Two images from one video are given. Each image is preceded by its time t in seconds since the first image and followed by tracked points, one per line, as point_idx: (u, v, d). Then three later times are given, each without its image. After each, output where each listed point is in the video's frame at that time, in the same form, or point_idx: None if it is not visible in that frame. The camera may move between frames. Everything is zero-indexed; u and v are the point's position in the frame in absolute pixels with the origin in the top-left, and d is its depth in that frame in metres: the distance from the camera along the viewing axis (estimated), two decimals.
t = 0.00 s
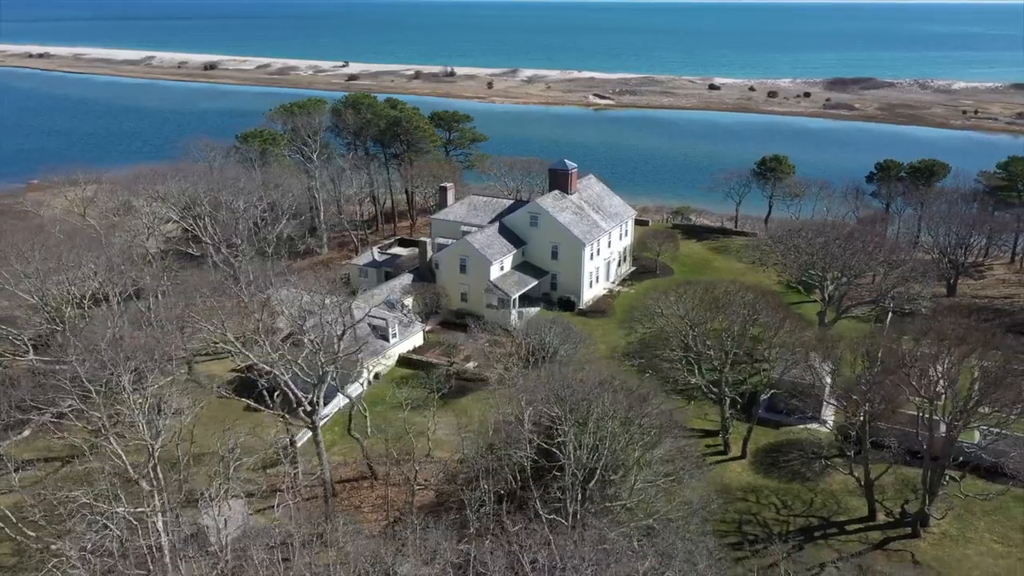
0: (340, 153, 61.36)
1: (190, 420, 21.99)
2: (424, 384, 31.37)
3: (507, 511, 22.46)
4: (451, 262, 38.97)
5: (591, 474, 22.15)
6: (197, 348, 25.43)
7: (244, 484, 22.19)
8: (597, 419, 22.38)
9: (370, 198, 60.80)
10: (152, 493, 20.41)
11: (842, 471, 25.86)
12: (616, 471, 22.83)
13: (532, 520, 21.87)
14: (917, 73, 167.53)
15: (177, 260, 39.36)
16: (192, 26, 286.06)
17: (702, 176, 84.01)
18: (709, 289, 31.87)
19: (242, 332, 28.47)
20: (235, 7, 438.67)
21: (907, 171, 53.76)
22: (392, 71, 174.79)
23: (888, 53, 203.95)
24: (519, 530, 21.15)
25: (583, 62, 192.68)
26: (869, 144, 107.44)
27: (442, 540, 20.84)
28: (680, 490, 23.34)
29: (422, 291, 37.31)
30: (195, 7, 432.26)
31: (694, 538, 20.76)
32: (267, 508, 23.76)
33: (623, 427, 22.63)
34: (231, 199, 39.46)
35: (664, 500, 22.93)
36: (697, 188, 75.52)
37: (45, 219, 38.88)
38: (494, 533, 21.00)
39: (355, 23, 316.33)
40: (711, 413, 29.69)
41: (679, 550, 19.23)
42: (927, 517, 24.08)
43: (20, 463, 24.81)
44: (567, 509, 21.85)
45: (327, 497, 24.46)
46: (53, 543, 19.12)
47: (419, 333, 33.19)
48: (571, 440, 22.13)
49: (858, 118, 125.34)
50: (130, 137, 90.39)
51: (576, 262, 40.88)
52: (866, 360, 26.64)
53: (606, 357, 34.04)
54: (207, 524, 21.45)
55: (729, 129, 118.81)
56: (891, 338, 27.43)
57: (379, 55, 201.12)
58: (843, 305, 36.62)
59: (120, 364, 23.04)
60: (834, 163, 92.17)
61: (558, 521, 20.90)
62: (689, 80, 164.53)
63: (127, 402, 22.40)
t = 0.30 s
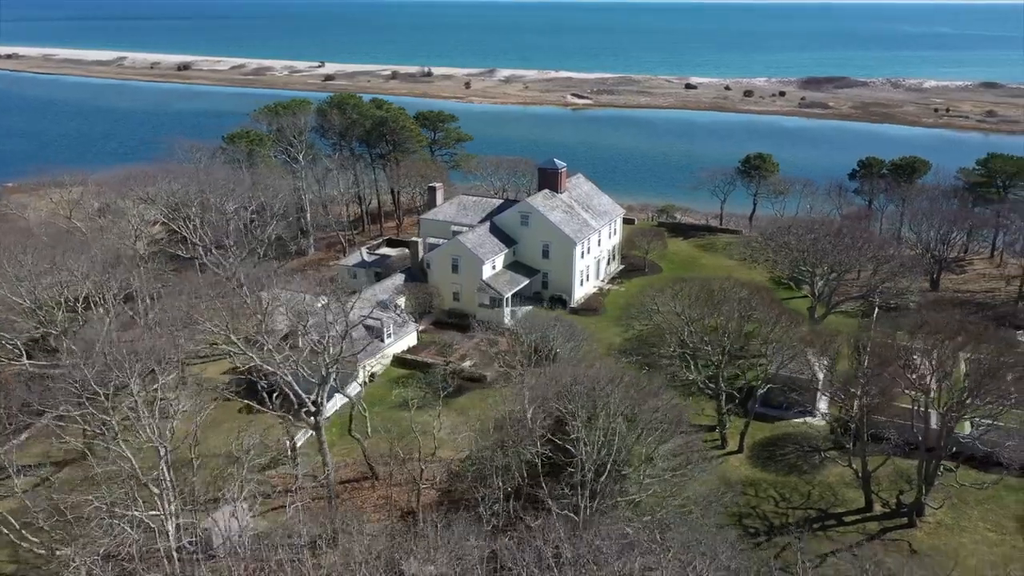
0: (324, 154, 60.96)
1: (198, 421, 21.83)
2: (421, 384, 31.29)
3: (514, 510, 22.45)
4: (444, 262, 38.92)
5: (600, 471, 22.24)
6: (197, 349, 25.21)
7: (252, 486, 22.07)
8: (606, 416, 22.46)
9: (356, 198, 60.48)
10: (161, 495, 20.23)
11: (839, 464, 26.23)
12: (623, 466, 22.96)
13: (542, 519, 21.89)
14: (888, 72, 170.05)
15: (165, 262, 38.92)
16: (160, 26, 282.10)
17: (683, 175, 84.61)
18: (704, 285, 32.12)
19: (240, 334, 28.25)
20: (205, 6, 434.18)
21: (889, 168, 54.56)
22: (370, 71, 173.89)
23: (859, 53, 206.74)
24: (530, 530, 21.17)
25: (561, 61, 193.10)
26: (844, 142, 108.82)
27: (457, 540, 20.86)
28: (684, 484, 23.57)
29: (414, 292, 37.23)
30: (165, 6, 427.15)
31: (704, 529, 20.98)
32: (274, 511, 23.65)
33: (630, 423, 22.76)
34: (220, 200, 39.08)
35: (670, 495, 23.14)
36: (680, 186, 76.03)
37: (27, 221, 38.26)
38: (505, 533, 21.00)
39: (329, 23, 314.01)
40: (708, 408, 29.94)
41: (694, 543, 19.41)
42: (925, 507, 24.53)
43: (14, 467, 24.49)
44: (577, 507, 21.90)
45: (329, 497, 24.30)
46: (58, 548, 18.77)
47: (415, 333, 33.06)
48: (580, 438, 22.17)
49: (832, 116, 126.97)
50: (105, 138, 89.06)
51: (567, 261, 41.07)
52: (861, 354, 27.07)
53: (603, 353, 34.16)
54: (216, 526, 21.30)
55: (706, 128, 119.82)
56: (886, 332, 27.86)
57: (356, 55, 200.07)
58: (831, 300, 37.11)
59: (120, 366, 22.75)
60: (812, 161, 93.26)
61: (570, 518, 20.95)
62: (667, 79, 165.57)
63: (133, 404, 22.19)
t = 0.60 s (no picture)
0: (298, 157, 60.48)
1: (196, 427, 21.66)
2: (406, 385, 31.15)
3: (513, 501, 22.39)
4: (425, 262, 38.80)
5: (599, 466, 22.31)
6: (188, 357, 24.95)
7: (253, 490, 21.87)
8: (602, 414, 22.50)
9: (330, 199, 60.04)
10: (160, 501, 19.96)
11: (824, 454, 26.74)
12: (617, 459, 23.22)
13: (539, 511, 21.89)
14: (848, 70, 173.49)
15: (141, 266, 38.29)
16: (116, 26, 276.47)
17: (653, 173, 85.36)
18: (687, 281, 32.52)
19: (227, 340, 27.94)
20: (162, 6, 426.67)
21: (859, 164, 55.69)
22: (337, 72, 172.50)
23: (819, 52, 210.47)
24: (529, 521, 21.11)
25: (528, 61, 193.54)
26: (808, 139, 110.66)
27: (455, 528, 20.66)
28: (680, 475, 23.78)
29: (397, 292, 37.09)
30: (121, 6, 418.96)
31: (703, 517, 21.22)
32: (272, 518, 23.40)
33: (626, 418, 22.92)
34: (198, 203, 38.58)
35: (665, 487, 23.38)
36: (653, 184, 76.74)
37: None
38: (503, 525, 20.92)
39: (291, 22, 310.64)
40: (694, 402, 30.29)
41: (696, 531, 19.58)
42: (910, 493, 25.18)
43: None
44: (576, 501, 21.98)
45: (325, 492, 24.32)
46: (51, 557, 18.34)
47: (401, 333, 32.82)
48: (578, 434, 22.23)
49: (795, 114, 129.12)
50: (65, 141, 87.13)
51: (548, 259, 41.27)
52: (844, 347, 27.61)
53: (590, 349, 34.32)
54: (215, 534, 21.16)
55: (673, 126, 121.06)
56: (866, 325, 28.47)
57: (321, 56, 198.32)
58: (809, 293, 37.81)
59: (113, 372, 22.42)
60: (778, 158, 94.72)
61: (569, 512, 21.00)
62: (633, 79, 166.87)
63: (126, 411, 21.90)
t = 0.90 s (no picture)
0: (263, 159, 59.70)
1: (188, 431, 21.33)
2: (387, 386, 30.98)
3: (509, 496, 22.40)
4: (399, 263, 38.67)
5: (594, 459, 22.50)
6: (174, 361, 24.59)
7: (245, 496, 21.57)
8: (597, 408, 22.66)
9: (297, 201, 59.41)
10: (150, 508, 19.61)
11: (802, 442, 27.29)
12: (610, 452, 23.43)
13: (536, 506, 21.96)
14: (800, 69, 177.17)
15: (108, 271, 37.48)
16: (61, 27, 269.09)
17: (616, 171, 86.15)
18: (663, 276, 32.92)
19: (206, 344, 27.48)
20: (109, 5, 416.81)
21: (821, 159, 56.97)
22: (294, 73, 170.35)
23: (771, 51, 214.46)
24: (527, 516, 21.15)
25: (487, 61, 193.61)
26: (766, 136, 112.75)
27: (455, 525, 20.57)
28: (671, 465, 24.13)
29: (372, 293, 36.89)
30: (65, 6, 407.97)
31: (700, 507, 21.57)
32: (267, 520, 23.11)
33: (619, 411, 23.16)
34: (167, 206, 37.88)
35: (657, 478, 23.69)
36: (619, 182, 77.48)
37: None
38: (502, 519, 20.92)
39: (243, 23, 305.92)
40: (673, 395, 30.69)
41: (697, 521, 19.87)
42: (888, 478, 25.90)
43: None
44: (573, 494, 22.11)
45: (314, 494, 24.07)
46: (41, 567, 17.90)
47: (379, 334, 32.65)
48: (574, 428, 22.36)
49: (751, 112, 131.44)
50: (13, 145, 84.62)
51: (522, 257, 41.43)
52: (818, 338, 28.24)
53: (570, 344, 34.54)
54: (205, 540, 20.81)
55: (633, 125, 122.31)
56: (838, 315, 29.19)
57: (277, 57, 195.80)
58: (779, 286, 38.61)
59: (98, 376, 21.96)
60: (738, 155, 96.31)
61: (568, 506, 21.09)
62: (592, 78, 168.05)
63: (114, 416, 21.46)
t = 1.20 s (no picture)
0: (223, 161, 58.68)
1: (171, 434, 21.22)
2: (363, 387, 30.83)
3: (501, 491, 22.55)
4: (370, 264, 38.47)
5: (583, 453, 22.90)
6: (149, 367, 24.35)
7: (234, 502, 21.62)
8: (587, 403, 23.00)
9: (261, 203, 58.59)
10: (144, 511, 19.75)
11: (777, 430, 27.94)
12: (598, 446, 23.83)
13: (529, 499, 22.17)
14: (750, 68, 180.52)
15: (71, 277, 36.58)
16: None
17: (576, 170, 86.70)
18: (636, 272, 33.32)
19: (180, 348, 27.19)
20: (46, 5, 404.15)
21: (780, 155, 58.21)
22: (246, 74, 167.48)
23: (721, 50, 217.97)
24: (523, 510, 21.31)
25: (442, 62, 193.08)
26: (720, 133, 114.68)
27: (453, 522, 20.64)
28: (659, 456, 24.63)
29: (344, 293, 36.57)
30: None
31: (689, 494, 22.09)
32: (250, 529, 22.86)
33: (606, 404, 23.55)
34: (132, 211, 37.08)
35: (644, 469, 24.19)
36: (580, 180, 78.08)
37: None
38: (498, 514, 21.05)
39: (188, 24, 299.65)
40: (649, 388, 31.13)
41: (688, 509, 20.36)
42: (861, 463, 26.69)
43: None
44: (564, 488, 22.39)
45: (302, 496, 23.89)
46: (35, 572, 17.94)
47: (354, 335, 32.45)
48: (565, 422, 22.64)
49: (704, 110, 133.56)
50: None
51: (493, 256, 41.52)
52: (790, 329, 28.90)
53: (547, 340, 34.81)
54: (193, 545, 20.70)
55: (590, 123, 123.29)
56: (808, 306, 29.91)
57: (227, 58, 192.27)
58: (746, 280, 39.44)
59: (73, 383, 21.69)
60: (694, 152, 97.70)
61: (563, 499, 21.34)
62: (546, 78, 168.50)
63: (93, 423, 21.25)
